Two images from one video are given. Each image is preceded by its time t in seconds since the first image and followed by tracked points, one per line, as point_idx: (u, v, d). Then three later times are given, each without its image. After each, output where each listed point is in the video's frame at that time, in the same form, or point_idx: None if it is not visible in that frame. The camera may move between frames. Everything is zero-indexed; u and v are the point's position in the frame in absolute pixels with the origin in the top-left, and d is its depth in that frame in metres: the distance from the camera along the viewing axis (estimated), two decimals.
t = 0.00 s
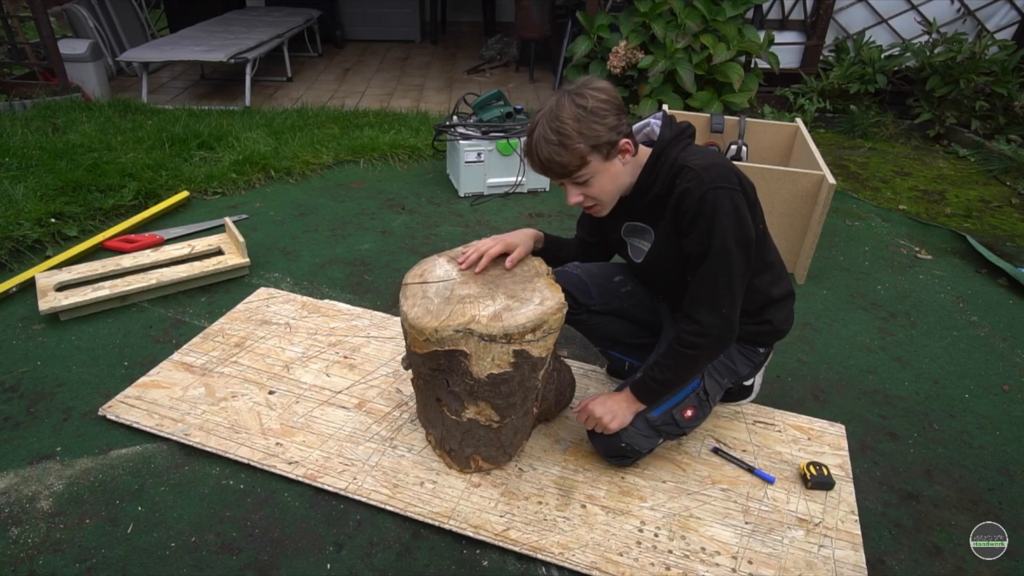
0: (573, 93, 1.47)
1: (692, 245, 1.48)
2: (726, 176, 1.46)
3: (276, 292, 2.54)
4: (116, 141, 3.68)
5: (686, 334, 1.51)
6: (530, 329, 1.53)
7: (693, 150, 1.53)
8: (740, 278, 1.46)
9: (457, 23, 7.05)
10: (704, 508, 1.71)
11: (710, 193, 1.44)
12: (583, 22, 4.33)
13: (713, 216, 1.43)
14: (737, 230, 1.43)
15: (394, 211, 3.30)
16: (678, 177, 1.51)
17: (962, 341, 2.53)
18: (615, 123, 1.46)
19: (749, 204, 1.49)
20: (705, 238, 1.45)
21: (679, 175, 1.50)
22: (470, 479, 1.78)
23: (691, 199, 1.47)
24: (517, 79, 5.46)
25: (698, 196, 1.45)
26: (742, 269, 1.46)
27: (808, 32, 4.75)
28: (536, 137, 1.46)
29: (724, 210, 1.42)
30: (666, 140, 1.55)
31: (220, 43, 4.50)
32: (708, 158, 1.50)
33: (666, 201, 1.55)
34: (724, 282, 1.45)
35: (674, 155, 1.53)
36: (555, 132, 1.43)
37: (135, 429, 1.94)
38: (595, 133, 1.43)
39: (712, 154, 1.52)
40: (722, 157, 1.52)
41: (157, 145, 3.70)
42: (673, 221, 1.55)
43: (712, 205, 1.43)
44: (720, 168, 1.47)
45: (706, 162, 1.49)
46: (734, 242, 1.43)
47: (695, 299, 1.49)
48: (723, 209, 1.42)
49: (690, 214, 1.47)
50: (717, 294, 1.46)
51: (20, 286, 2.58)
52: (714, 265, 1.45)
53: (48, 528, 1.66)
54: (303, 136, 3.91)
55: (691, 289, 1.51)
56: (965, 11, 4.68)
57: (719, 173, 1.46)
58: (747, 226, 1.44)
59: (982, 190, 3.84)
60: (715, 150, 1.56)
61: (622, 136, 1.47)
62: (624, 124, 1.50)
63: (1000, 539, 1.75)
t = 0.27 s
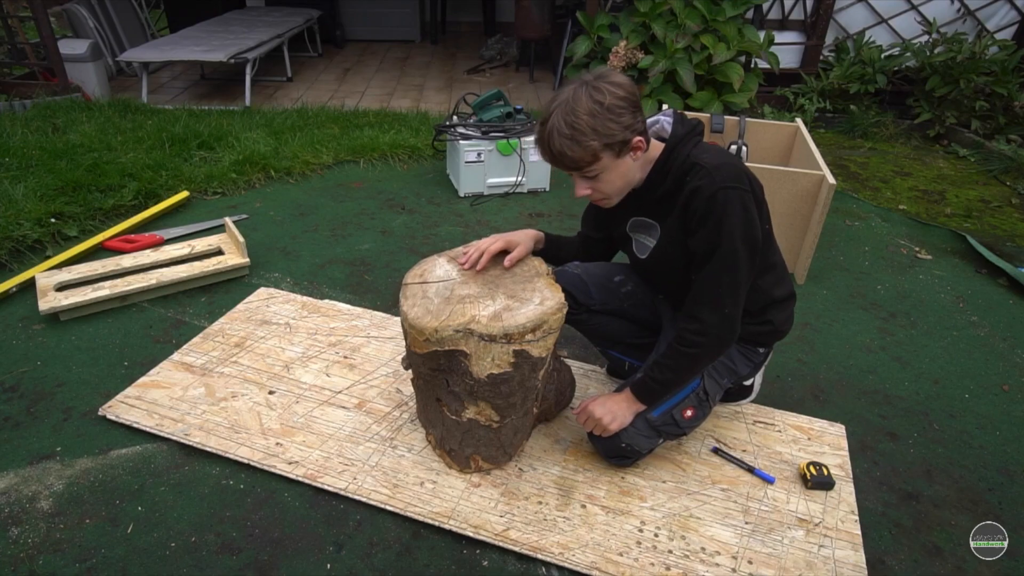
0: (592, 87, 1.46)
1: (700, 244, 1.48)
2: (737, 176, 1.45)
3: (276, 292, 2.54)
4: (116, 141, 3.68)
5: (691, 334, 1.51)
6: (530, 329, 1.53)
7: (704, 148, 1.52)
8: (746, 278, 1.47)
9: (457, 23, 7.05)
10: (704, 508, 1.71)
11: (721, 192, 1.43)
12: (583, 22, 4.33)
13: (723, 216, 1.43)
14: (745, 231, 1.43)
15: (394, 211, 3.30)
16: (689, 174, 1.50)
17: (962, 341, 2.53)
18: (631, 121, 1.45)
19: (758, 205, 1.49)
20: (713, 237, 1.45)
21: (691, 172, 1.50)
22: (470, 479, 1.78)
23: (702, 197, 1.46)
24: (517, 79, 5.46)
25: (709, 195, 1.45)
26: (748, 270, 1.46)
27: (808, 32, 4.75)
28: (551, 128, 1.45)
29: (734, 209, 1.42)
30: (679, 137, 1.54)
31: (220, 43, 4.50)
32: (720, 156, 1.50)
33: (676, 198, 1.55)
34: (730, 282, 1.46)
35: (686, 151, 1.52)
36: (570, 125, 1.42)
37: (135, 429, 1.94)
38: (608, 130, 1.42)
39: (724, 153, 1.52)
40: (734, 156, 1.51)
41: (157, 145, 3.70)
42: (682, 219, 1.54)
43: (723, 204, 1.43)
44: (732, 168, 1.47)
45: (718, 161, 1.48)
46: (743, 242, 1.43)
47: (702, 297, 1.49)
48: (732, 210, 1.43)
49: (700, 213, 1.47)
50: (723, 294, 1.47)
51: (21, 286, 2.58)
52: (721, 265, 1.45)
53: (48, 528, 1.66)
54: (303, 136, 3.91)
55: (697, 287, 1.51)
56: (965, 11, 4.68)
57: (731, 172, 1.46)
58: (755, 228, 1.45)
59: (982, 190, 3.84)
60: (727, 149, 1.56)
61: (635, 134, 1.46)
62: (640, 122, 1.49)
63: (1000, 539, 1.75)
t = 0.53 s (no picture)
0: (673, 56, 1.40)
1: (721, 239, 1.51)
2: (770, 181, 1.49)
3: (276, 292, 2.54)
4: (116, 141, 3.68)
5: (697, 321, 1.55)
6: (530, 329, 1.53)
7: (743, 145, 1.53)
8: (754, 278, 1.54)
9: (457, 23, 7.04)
10: (704, 508, 1.71)
11: (753, 196, 1.47)
12: (583, 22, 4.33)
13: (753, 221, 1.47)
14: (764, 237, 1.50)
15: (394, 211, 3.30)
16: (723, 169, 1.51)
17: (962, 341, 2.53)
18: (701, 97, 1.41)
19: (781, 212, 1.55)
20: (738, 238, 1.49)
21: (726, 168, 1.50)
22: (470, 479, 1.78)
23: (734, 197, 1.48)
24: (518, 79, 5.46)
25: (743, 196, 1.47)
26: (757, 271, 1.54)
27: (808, 32, 4.75)
28: (632, 87, 1.38)
29: (762, 215, 1.48)
30: (723, 126, 1.51)
31: (220, 43, 4.50)
32: (755, 157, 1.52)
33: (703, 187, 1.55)
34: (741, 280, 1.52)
35: (726, 144, 1.51)
36: (652, 88, 1.37)
37: (135, 429, 1.94)
38: (691, 104, 1.39)
39: (761, 154, 1.54)
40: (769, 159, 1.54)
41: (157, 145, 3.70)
42: (707, 211, 1.55)
43: (755, 209, 1.47)
44: (768, 173, 1.50)
45: (757, 162, 1.51)
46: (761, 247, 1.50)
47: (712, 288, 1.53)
48: (760, 216, 1.48)
49: (729, 211, 1.49)
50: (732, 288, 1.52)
51: (20, 286, 2.58)
52: (743, 267, 1.50)
53: (48, 528, 1.66)
54: (303, 136, 3.91)
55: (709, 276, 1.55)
56: (965, 11, 4.67)
57: (765, 177, 1.49)
58: (772, 234, 1.52)
59: (982, 190, 3.84)
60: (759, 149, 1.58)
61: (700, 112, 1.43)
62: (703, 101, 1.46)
63: (1000, 539, 1.75)
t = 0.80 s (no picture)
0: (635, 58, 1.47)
1: (708, 244, 1.50)
2: (754, 182, 1.47)
3: (276, 292, 2.54)
4: (116, 141, 3.68)
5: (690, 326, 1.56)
6: (530, 329, 1.53)
7: (725, 153, 1.53)
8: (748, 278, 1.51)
9: (457, 23, 7.04)
10: (704, 508, 1.71)
11: (736, 198, 1.45)
12: (583, 22, 4.33)
13: (737, 222, 1.45)
14: (753, 238, 1.47)
15: (394, 211, 3.30)
16: (705, 177, 1.50)
17: (962, 341, 2.53)
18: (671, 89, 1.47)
19: (773, 211, 1.51)
20: (724, 241, 1.47)
21: (707, 174, 1.50)
22: (470, 479, 1.78)
23: (717, 201, 1.47)
24: (518, 79, 5.46)
25: (725, 199, 1.46)
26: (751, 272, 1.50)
27: (808, 32, 4.75)
28: (602, 81, 1.42)
29: (746, 215, 1.45)
30: (699, 135, 1.52)
31: (220, 43, 4.50)
32: (737, 160, 1.50)
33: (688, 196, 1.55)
34: (733, 283, 1.49)
35: (704, 152, 1.51)
36: (626, 78, 1.41)
37: (135, 429, 1.94)
38: (663, 86, 1.43)
39: (743, 158, 1.52)
40: (753, 161, 1.52)
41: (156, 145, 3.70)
42: (692, 217, 1.55)
43: (738, 210, 1.45)
44: (751, 174, 1.48)
45: (738, 165, 1.49)
46: (750, 246, 1.47)
47: (704, 292, 1.53)
48: (746, 216, 1.45)
49: (713, 215, 1.48)
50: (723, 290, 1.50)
51: (20, 286, 2.58)
52: (730, 269, 1.48)
53: (48, 528, 1.66)
54: (303, 136, 3.91)
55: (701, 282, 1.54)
56: (965, 11, 4.67)
57: (749, 178, 1.47)
58: (763, 234, 1.49)
59: (982, 190, 3.84)
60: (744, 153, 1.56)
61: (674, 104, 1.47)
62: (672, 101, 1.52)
63: (1000, 539, 1.75)
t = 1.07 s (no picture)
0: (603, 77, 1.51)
1: (695, 248, 1.51)
2: (736, 184, 1.47)
3: (276, 292, 2.54)
4: (116, 141, 3.68)
5: (681, 329, 1.57)
6: (530, 329, 1.53)
7: (707, 158, 1.52)
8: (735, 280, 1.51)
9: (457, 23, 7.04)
10: (704, 508, 1.71)
11: (719, 202, 1.45)
12: (583, 22, 4.33)
13: (722, 226, 1.45)
14: (739, 239, 1.47)
15: (394, 211, 3.30)
16: (688, 183, 1.51)
17: (962, 341, 2.53)
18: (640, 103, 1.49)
19: (759, 211, 1.51)
20: (710, 245, 1.47)
21: (689, 181, 1.50)
22: (470, 479, 1.78)
23: (700, 206, 1.47)
24: (517, 79, 5.45)
25: (708, 204, 1.46)
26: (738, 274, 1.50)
27: (808, 32, 4.75)
28: (570, 101, 1.45)
29: (730, 218, 1.45)
30: (676, 145, 1.53)
31: (220, 43, 4.50)
32: (719, 164, 1.50)
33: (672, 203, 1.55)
34: (721, 285, 1.50)
35: (684, 161, 1.52)
36: (593, 97, 1.44)
37: (135, 429, 1.94)
38: (630, 101, 1.46)
39: (725, 160, 1.52)
40: (735, 163, 1.52)
41: (156, 145, 3.70)
42: (677, 224, 1.55)
43: (722, 214, 1.45)
44: (733, 176, 1.47)
45: (719, 169, 1.49)
46: (735, 249, 1.47)
47: (693, 295, 1.54)
48: (730, 219, 1.45)
49: (697, 221, 1.48)
50: (711, 293, 1.51)
51: (20, 286, 2.58)
52: (717, 272, 1.48)
53: (48, 528, 1.66)
54: (303, 136, 3.91)
55: (690, 286, 1.55)
56: (965, 11, 4.67)
57: (731, 180, 1.47)
58: (749, 235, 1.48)
59: (982, 190, 3.84)
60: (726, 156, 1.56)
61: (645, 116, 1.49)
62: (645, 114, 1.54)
63: (1000, 539, 1.75)
